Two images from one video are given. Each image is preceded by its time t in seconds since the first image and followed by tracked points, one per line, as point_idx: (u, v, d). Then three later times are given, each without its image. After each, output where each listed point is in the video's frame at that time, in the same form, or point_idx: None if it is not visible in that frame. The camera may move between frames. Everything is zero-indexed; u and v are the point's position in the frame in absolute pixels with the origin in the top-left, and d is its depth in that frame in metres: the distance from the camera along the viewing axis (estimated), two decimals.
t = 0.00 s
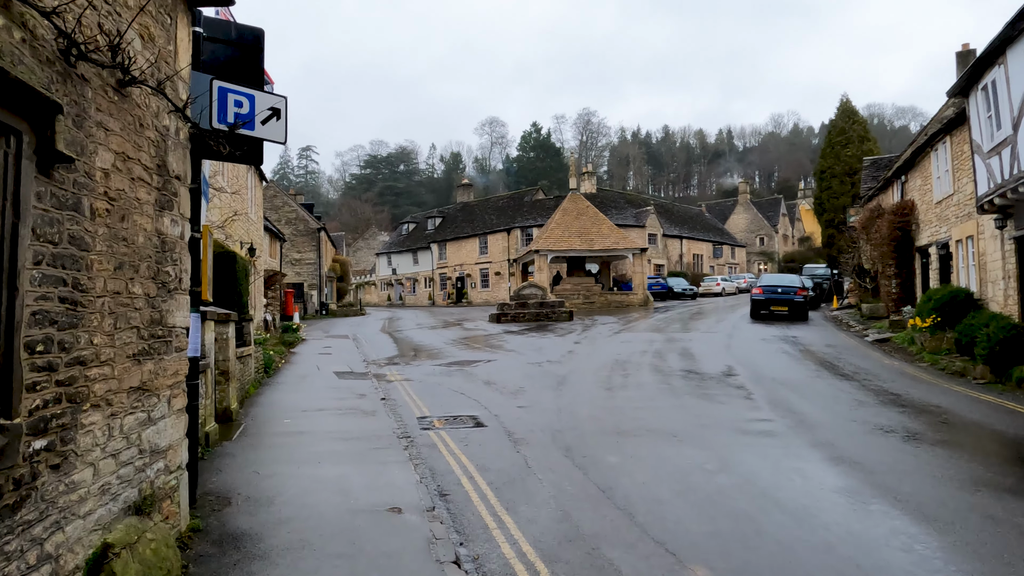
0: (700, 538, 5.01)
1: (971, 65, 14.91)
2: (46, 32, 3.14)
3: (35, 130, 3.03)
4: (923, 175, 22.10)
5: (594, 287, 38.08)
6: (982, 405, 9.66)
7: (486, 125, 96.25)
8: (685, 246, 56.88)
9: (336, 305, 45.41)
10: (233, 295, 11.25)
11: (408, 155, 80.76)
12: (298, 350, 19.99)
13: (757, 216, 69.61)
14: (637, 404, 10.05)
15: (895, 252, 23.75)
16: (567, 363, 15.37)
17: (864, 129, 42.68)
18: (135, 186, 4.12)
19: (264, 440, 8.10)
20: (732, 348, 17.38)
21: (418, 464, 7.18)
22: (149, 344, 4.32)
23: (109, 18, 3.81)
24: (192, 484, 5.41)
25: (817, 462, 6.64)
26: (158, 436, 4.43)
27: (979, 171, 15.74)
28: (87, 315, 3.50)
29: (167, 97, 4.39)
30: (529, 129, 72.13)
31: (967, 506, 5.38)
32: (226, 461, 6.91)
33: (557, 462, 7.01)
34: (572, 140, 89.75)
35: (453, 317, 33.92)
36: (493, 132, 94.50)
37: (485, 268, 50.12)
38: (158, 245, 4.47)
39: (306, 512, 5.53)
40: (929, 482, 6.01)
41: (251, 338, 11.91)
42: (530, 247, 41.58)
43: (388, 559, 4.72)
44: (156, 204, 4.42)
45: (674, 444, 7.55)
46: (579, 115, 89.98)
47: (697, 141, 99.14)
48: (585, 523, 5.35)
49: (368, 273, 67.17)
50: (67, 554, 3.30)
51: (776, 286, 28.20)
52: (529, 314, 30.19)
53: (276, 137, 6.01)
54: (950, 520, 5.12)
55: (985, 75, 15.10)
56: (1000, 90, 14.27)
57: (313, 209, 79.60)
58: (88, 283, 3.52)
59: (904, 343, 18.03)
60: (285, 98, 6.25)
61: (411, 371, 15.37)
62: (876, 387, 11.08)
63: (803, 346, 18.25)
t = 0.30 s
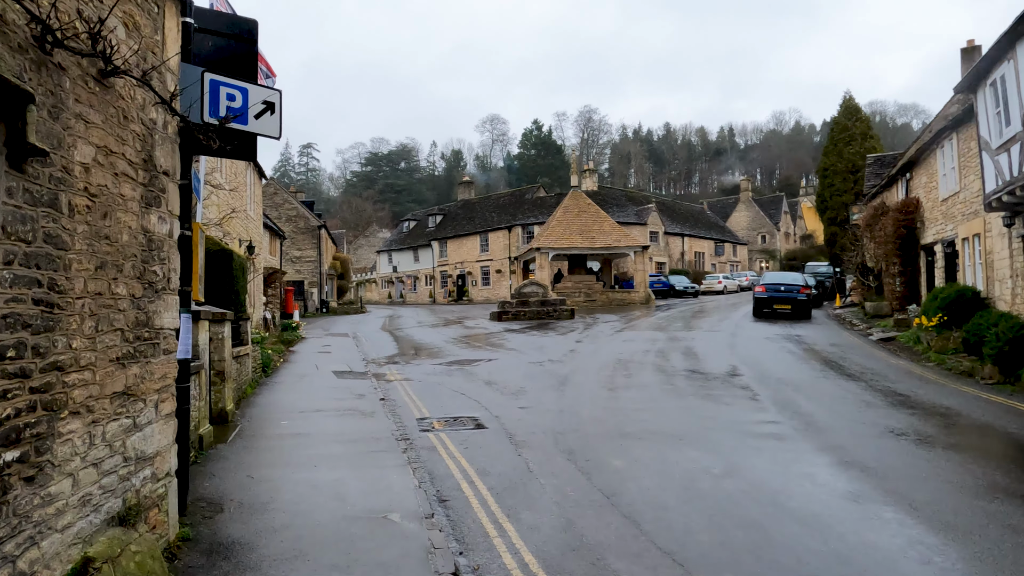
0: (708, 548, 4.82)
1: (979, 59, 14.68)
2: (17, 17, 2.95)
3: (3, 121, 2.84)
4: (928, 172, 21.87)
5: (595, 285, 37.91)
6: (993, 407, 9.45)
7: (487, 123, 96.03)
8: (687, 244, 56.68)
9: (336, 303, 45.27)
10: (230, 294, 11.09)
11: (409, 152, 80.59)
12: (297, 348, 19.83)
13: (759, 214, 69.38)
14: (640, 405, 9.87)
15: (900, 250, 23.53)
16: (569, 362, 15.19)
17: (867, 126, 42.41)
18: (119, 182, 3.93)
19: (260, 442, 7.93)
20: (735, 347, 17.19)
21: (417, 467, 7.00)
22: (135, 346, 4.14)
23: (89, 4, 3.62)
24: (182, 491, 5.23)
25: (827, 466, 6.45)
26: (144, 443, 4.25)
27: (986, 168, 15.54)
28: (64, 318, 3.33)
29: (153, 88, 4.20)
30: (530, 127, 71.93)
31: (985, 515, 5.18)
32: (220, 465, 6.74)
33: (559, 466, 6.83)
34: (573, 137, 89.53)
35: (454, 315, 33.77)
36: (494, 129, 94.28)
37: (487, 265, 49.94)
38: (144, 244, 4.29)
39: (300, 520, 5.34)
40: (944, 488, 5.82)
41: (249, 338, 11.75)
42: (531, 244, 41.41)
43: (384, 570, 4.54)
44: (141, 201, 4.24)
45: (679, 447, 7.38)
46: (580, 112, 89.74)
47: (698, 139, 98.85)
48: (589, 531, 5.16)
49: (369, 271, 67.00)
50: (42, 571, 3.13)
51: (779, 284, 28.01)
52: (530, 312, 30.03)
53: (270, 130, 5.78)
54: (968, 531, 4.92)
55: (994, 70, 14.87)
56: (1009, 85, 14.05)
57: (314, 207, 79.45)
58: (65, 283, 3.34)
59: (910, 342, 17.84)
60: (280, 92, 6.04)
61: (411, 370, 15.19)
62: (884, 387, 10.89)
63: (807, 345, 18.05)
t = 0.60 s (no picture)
0: (718, 554, 4.63)
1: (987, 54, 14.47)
2: None
3: None
4: (933, 169, 21.65)
5: (597, 283, 37.72)
6: (1004, 406, 9.27)
7: (488, 121, 95.83)
8: (688, 242, 56.50)
9: (337, 301, 45.09)
10: (225, 291, 10.92)
11: (410, 150, 80.41)
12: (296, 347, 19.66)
13: (761, 211, 69.18)
14: (644, 404, 9.68)
15: (904, 248, 23.31)
16: (571, 360, 15.01)
17: (870, 123, 42.16)
18: (100, 172, 3.73)
19: (255, 443, 7.76)
20: (739, 345, 17.01)
21: (415, 469, 6.81)
22: (118, 345, 3.94)
23: None
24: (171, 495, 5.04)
25: (838, 469, 6.27)
26: (129, 446, 4.06)
27: (994, 164, 15.33)
28: (38, 315, 3.15)
29: (137, 75, 4.00)
30: (532, 124, 71.77)
31: (1006, 520, 5.00)
32: (214, 467, 6.56)
33: (561, 468, 6.65)
34: (574, 135, 89.28)
35: (455, 314, 33.59)
36: (495, 127, 94.12)
37: (488, 263, 49.78)
38: (129, 238, 4.10)
39: (294, 524, 5.16)
40: (960, 492, 5.63)
41: (246, 336, 11.57)
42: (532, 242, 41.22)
43: None
44: (125, 193, 4.05)
45: (685, 448, 7.20)
46: (581, 110, 89.50)
47: (700, 137, 98.65)
48: (593, 537, 4.97)
49: (370, 268, 66.86)
50: None
51: (782, 282, 27.82)
52: (531, 310, 29.87)
53: (263, 122, 5.68)
54: (989, 537, 4.74)
55: (1002, 65, 14.66)
56: (1018, 80, 13.85)
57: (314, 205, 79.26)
58: (40, 279, 3.16)
59: (916, 340, 17.67)
60: (270, 80, 5.89)
61: (411, 368, 15.02)
62: (892, 387, 10.69)
63: (812, 344, 17.87)
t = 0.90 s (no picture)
0: (729, 560, 4.44)
1: (995, 49, 14.25)
2: None
3: None
4: (939, 166, 21.44)
5: (598, 281, 37.54)
6: (1017, 406, 9.06)
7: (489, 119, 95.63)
8: (690, 240, 56.31)
9: (337, 299, 44.89)
10: (221, 288, 10.74)
11: (410, 148, 80.24)
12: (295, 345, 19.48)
13: (762, 210, 68.98)
14: (647, 404, 9.51)
15: (909, 246, 23.11)
16: (573, 359, 14.83)
17: (872, 121, 41.94)
18: (80, 159, 3.55)
19: (251, 443, 7.57)
20: (743, 344, 16.82)
21: (414, 470, 6.61)
22: (100, 342, 3.75)
23: None
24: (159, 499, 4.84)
25: (851, 472, 6.06)
26: (113, 447, 3.86)
27: (1002, 160, 15.13)
28: (7, 308, 2.98)
29: (121, 57, 3.81)
30: (533, 123, 71.60)
31: None
32: (207, 468, 6.37)
33: (565, 469, 6.45)
34: (575, 133, 89.06)
35: (455, 312, 33.42)
36: (496, 126, 93.96)
37: (488, 262, 49.60)
38: (112, 229, 3.90)
39: (288, 528, 4.97)
40: (979, 495, 5.43)
41: (243, 334, 11.39)
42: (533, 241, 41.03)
43: None
44: (108, 182, 3.86)
45: (690, 448, 7.02)
46: (582, 109, 89.32)
47: (701, 135, 98.43)
48: (599, 541, 4.78)
49: (370, 267, 66.71)
50: None
51: (785, 280, 27.61)
52: (532, 308, 29.70)
53: (256, 112, 5.46)
54: (1013, 542, 4.54)
55: (1011, 60, 14.47)
56: None
57: (314, 203, 79.07)
58: (10, 269, 2.99)
59: (921, 339, 17.47)
60: (266, 70, 5.68)
61: (410, 367, 14.83)
62: (900, 386, 10.49)
63: (816, 342, 17.67)
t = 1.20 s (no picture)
0: (744, 570, 4.23)
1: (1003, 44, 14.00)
2: None
3: None
4: (944, 164, 21.19)
5: (599, 280, 37.33)
6: None
7: (489, 119, 95.41)
8: (691, 240, 56.09)
9: (336, 299, 44.68)
10: (216, 286, 10.53)
11: (410, 148, 80.01)
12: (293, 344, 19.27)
13: (763, 210, 68.74)
14: (652, 404, 9.30)
15: (914, 245, 22.88)
16: (575, 359, 14.60)
17: (874, 120, 41.72)
18: (56, 144, 3.35)
19: (245, 445, 7.35)
20: (747, 344, 16.59)
21: (413, 473, 6.39)
22: (79, 340, 3.54)
23: None
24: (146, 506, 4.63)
25: (866, 477, 5.85)
26: (93, 452, 3.64)
27: (1011, 157, 14.91)
28: None
29: (101, 37, 3.59)
30: (533, 122, 71.38)
31: None
32: (198, 472, 6.16)
33: (569, 473, 6.23)
34: (575, 133, 88.82)
35: (456, 312, 33.22)
36: (496, 126, 93.74)
37: (489, 261, 49.38)
38: (93, 221, 3.69)
39: (281, 535, 4.75)
40: (1001, 501, 5.22)
41: (239, 334, 11.17)
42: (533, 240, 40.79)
43: None
44: (89, 170, 3.65)
45: (698, 450, 6.81)
46: (583, 108, 89.10)
47: (701, 135, 98.21)
48: (606, 550, 4.57)
49: (370, 267, 66.50)
50: None
51: (787, 280, 27.39)
52: (533, 308, 29.49)
53: (250, 101, 5.23)
54: None
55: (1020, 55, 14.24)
56: None
57: (314, 202, 78.82)
58: None
59: (928, 339, 17.25)
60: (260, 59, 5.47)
61: (410, 367, 14.62)
62: (909, 387, 10.27)
63: (821, 342, 17.43)
